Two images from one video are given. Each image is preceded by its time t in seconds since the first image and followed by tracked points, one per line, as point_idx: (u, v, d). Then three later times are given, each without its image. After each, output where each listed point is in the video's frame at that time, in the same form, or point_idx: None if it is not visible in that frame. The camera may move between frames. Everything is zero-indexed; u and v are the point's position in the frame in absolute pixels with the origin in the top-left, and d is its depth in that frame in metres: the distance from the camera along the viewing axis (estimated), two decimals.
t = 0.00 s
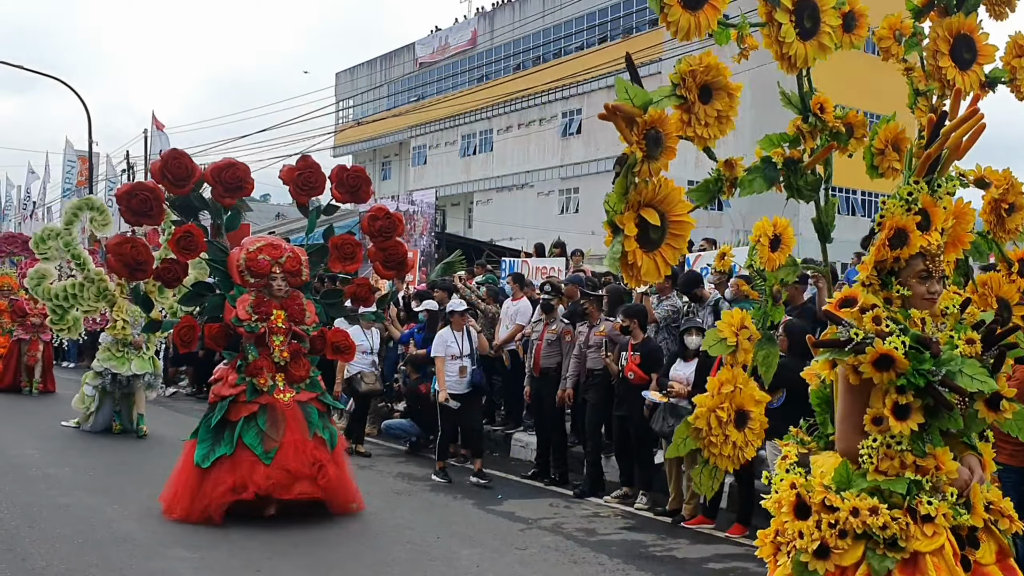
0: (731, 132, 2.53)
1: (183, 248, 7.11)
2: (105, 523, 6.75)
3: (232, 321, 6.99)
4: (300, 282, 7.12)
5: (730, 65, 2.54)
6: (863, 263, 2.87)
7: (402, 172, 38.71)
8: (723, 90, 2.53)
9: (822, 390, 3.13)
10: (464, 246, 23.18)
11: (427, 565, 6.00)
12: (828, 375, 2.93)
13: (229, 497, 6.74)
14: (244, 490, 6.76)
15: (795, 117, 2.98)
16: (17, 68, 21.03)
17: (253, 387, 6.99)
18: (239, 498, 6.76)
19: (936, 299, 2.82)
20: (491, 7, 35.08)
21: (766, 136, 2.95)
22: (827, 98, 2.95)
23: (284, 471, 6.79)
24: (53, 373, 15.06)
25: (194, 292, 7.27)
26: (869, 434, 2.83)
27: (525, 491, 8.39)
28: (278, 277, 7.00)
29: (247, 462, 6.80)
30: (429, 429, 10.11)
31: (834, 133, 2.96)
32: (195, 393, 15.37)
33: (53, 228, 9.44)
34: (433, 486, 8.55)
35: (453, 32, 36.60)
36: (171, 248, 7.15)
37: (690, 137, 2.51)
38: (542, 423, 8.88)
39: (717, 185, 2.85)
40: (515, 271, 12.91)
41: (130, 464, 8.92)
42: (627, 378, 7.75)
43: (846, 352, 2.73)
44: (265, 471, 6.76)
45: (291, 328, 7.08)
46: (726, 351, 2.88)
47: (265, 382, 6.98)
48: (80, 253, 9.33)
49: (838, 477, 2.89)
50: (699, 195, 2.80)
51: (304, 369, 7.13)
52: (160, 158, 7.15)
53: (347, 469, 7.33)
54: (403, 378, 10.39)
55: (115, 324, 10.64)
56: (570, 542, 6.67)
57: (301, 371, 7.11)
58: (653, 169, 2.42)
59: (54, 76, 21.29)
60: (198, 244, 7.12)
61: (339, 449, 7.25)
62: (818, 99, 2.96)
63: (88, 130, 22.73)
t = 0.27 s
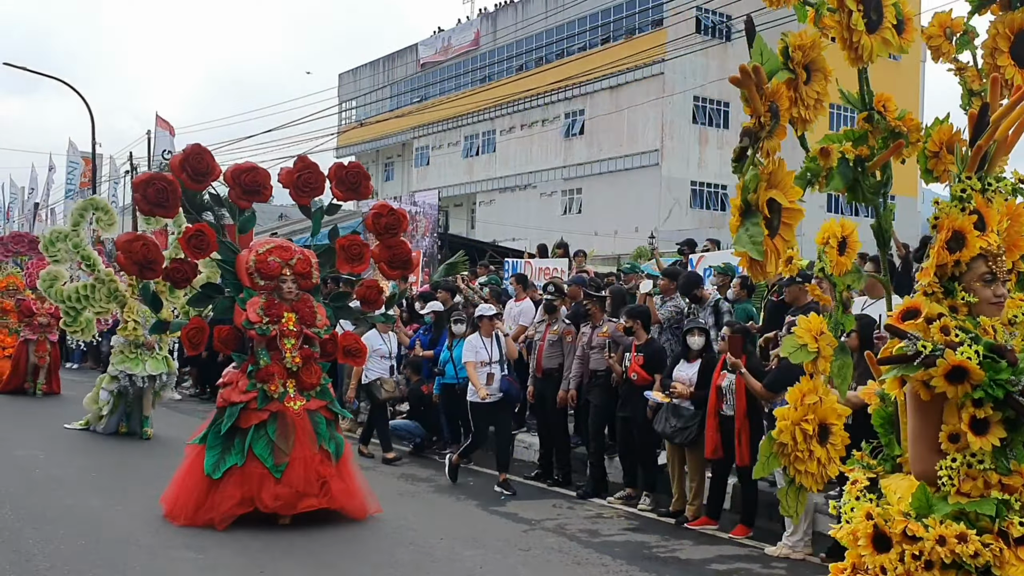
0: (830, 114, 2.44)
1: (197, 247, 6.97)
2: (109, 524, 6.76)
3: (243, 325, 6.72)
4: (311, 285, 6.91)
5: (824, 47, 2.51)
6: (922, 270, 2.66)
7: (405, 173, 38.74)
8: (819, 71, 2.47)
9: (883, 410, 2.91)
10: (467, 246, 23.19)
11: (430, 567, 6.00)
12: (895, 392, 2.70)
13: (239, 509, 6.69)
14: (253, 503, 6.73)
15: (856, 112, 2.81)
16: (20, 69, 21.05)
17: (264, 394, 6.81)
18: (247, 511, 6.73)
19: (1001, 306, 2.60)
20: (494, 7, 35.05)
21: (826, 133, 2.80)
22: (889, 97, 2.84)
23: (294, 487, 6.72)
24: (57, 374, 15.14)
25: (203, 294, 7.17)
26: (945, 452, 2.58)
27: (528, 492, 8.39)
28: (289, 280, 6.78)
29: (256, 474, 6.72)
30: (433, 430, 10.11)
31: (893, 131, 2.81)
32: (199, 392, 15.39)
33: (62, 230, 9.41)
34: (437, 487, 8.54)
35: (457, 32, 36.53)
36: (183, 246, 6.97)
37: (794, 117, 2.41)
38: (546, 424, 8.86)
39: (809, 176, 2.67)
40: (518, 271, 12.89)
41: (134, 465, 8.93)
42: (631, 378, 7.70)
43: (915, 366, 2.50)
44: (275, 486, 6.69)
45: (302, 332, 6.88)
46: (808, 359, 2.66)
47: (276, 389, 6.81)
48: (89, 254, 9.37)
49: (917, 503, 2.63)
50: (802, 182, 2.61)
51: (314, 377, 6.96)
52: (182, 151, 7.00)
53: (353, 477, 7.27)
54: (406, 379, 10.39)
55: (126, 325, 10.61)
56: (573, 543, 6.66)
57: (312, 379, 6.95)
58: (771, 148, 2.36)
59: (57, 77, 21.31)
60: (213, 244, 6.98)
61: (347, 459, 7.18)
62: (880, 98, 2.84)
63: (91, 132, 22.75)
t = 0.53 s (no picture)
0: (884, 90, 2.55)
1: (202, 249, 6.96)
2: (114, 526, 6.78)
3: (254, 323, 6.70)
4: (323, 284, 6.88)
5: (884, 23, 2.59)
6: (993, 258, 2.57)
7: (408, 174, 38.77)
8: (874, 46, 2.57)
9: (940, 401, 2.75)
10: (471, 247, 23.21)
11: (435, 567, 6.01)
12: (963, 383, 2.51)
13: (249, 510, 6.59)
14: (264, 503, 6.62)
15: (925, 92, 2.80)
16: (24, 71, 21.09)
17: (275, 394, 6.74)
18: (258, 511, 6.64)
19: None
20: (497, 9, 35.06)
21: (891, 111, 2.80)
22: (958, 71, 2.82)
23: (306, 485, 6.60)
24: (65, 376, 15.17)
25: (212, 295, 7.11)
26: (1016, 449, 2.35)
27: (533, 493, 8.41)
28: (300, 278, 6.76)
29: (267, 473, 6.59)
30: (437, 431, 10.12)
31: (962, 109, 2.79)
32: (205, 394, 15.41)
33: (72, 230, 9.47)
34: (441, 488, 8.55)
35: (460, 33, 36.51)
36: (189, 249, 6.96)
37: (846, 97, 2.51)
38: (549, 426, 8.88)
39: (864, 159, 2.69)
40: (522, 271, 12.88)
41: (138, 466, 8.95)
42: (635, 379, 7.71)
43: (994, 353, 2.33)
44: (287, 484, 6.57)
45: (314, 332, 6.85)
46: (890, 341, 2.80)
47: (288, 387, 6.74)
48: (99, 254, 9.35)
49: (981, 501, 2.38)
50: (855, 166, 2.62)
51: (326, 376, 6.89)
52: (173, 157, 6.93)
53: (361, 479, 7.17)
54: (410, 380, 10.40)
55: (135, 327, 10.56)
56: (578, 544, 6.66)
57: (323, 379, 6.88)
58: (813, 132, 2.36)
59: (60, 79, 21.33)
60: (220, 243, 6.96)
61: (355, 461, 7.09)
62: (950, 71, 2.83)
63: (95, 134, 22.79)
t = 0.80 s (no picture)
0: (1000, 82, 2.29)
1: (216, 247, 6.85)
2: (118, 528, 6.79)
3: (266, 327, 6.68)
4: (335, 286, 6.84)
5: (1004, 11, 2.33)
6: None
7: (410, 175, 38.79)
8: (990, 37, 2.32)
9: None
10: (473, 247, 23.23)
11: (439, 569, 6.01)
12: None
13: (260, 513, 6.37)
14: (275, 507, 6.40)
15: (1021, 83, 2.55)
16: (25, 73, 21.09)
17: (286, 400, 6.68)
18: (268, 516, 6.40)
19: None
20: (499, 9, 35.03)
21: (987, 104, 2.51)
22: None
23: (317, 488, 6.48)
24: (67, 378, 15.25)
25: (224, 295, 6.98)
26: None
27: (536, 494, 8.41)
28: (312, 281, 6.71)
29: (278, 477, 6.47)
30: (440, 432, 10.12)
31: None
32: (208, 395, 15.41)
33: (75, 236, 9.46)
34: (445, 489, 8.56)
35: (462, 34, 36.51)
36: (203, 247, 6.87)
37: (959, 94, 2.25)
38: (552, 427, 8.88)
39: (969, 163, 2.50)
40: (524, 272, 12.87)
41: (141, 468, 8.96)
42: (638, 379, 7.71)
43: None
44: (298, 487, 6.45)
45: (325, 335, 6.80)
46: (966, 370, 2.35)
47: (299, 392, 6.68)
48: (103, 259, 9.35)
49: None
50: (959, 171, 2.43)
51: (338, 381, 6.83)
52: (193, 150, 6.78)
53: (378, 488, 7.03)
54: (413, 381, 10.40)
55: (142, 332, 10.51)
56: (581, 545, 6.66)
57: (335, 383, 6.82)
58: (929, 137, 2.14)
59: (62, 81, 21.32)
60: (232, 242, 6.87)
61: (371, 468, 6.95)
62: None
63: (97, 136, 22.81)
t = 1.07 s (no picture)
0: None
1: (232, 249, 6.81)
2: (123, 529, 6.81)
3: (282, 330, 6.57)
4: (351, 288, 6.76)
5: None
6: None
7: (414, 176, 38.85)
8: None
9: None
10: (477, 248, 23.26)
11: (444, 570, 6.02)
12: None
13: (278, 527, 6.38)
14: (293, 520, 6.43)
15: None
16: (29, 76, 21.15)
17: (304, 404, 6.60)
18: (286, 528, 6.43)
19: None
20: (503, 10, 35.05)
21: None
22: None
23: (335, 503, 6.43)
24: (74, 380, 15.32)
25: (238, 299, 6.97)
26: None
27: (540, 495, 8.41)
28: (329, 282, 6.64)
29: (297, 489, 6.43)
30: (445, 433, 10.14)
31: None
32: (213, 396, 15.43)
33: (83, 234, 9.44)
34: (449, 490, 8.57)
35: (465, 35, 36.55)
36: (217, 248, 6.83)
37: None
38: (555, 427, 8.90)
39: None
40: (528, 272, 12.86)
41: (147, 470, 8.99)
42: (642, 379, 7.70)
43: None
44: (316, 502, 6.41)
45: (342, 337, 6.74)
46: None
47: (317, 396, 6.61)
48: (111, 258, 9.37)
49: None
50: None
51: (356, 383, 6.79)
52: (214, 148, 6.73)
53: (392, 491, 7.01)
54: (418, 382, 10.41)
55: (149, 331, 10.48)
56: (586, 546, 6.66)
57: (353, 386, 6.78)
58: None
59: (66, 83, 21.38)
60: (247, 244, 6.82)
61: (387, 471, 6.91)
62: None
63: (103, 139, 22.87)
